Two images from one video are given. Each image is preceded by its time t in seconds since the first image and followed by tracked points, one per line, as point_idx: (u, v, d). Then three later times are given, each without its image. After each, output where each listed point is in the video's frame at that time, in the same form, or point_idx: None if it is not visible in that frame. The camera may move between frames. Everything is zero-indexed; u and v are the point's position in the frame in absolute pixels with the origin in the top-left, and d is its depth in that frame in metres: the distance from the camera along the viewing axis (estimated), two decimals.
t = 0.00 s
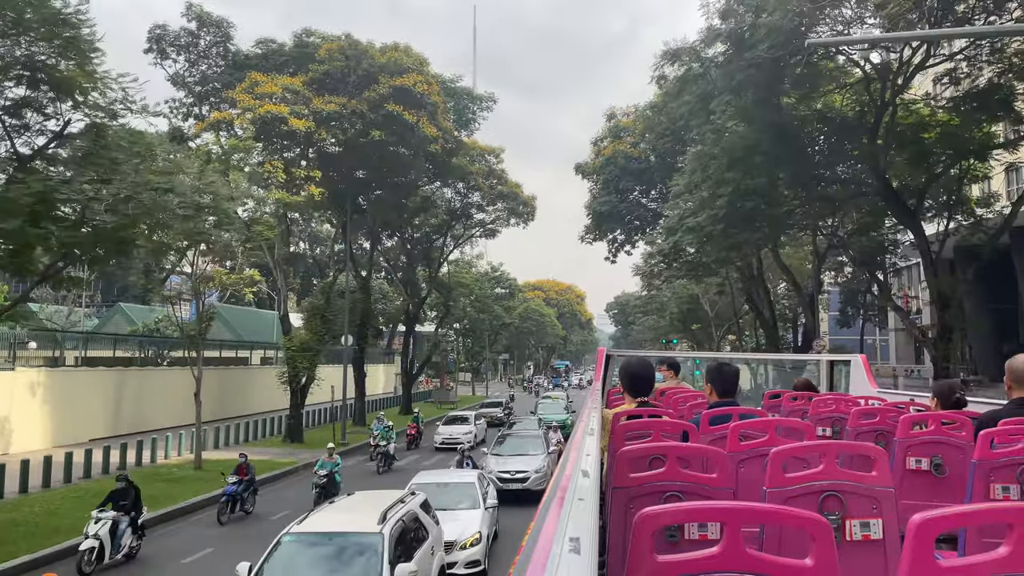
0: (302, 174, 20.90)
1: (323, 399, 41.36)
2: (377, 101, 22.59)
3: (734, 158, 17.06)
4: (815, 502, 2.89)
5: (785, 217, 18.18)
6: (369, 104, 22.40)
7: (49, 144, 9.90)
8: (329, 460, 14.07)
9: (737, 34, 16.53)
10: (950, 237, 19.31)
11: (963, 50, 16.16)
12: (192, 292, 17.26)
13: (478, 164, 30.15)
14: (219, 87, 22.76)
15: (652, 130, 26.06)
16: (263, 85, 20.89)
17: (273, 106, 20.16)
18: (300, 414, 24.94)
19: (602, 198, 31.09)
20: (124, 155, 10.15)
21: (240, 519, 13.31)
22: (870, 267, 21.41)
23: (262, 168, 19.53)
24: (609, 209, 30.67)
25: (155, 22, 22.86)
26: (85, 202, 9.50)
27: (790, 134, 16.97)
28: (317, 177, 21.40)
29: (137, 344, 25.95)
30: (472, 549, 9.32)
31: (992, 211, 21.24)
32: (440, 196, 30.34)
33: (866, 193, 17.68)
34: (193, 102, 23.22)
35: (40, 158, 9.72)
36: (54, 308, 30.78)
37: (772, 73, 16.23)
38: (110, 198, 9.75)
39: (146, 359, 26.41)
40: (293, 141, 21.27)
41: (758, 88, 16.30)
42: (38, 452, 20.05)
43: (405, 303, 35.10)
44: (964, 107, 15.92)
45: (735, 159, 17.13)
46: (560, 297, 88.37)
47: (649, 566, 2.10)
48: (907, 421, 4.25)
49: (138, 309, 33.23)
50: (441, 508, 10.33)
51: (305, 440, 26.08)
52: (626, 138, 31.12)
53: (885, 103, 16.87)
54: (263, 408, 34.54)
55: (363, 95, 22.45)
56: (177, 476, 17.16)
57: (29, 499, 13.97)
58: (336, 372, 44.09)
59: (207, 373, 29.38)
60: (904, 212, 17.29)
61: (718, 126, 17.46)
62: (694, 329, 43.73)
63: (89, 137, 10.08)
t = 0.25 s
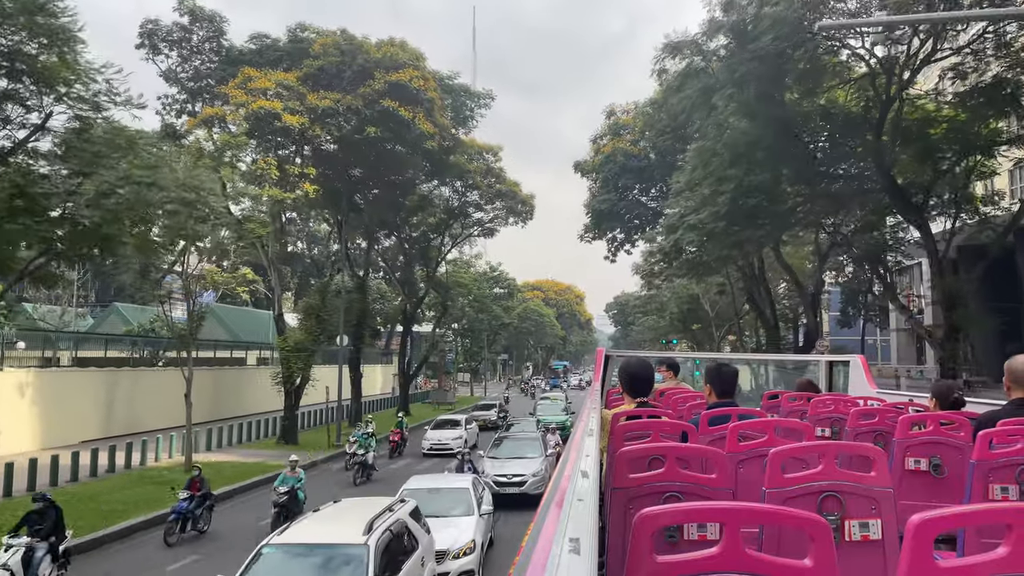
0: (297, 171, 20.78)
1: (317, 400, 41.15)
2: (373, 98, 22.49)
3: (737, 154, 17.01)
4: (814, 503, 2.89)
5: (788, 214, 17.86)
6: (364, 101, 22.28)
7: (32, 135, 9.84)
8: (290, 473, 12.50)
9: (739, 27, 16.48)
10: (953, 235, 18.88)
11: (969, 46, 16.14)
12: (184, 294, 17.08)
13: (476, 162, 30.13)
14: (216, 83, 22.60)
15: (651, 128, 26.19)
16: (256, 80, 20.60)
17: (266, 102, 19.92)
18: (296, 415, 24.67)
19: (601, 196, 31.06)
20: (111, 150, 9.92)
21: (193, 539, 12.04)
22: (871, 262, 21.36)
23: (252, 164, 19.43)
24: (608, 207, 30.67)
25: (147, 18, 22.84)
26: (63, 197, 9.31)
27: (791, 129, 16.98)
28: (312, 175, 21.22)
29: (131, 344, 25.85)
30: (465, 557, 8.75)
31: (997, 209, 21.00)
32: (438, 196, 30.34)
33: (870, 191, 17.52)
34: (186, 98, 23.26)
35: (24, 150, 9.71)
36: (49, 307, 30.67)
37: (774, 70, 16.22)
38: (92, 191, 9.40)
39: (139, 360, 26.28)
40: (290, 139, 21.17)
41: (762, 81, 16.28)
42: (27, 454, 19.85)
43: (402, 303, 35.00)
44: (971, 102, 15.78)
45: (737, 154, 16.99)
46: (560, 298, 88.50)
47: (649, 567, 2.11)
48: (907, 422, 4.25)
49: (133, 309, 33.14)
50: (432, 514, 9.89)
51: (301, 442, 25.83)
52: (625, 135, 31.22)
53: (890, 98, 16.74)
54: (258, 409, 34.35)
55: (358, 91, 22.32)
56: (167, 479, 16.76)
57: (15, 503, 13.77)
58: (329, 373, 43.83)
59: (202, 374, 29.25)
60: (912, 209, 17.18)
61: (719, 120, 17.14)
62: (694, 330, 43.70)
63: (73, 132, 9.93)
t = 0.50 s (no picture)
0: (291, 167, 20.77)
1: (312, 400, 40.90)
2: (368, 92, 22.18)
3: (740, 148, 16.71)
4: (813, 502, 2.90)
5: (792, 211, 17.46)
6: (360, 95, 22.04)
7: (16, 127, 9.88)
8: (239, 490, 10.67)
9: (741, 18, 16.28)
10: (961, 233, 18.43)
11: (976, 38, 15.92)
12: (175, 292, 16.87)
13: (475, 159, 30.11)
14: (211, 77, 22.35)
15: (649, 123, 26.24)
16: (250, 74, 20.63)
17: (259, 97, 19.90)
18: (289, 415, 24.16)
19: (601, 193, 31.05)
20: (91, 142, 10.00)
21: (133, 562, 10.43)
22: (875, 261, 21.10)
23: (245, 161, 19.41)
24: (608, 205, 30.65)
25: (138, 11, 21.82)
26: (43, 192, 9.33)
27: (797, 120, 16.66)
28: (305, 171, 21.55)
29: (124, 343, 25.71)
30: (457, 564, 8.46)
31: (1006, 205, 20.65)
32: (435, 193, 30.25)
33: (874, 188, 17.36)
34: (179, 94, 22.65)
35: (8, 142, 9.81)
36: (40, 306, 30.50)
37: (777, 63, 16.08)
38: (71, 185, 9.43)
39: (131, 359, 26.14)
40: (286, 135, 21.11)
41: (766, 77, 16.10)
42: (14, 455, 19.65)
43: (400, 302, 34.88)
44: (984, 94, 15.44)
45: (740, 149, 16.67)
46: (559, 297, 88.45)
47: (648, 566, 2.11)
48: (906, 421, 4.25)
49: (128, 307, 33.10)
50: (425, 520, 9.53)
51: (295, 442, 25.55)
52: (625, 131, 31.17)
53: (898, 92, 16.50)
54: (251, 410, 34.19)
55: (353, 86, 22.01)
56: (155, 481, 16.29)
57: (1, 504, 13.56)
58: (324, 373, 43.58)
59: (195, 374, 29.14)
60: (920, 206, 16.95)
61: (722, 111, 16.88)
62: (694, 329, 43.69)
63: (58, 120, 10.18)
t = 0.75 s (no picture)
0: (285, 163, 20.67)
1: (308, 401, 40.68)
2: (363, 89, 22.25)
3: (742, 143, 16.28)
4: (813, 502, 2.90)
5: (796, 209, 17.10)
6: (353, 92, 21.91)
7: None
8: (171, 515, 9.04)
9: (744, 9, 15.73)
10: (972, 229, 17.83)
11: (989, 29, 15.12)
12: (168, 290, 16.67)
13: (473, 157, 30.11)
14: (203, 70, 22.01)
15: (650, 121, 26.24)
16: (242, 69, 19.89)
17: (253, 91, 19.20)
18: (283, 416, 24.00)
19: (600, 190, 31.08)
20: (72, 134, 9.79)
21: None
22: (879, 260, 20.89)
23: (239, 156, 19.15)
24: (608, 203, 30.67)
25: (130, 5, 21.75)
26: (23, 187, 9.10)
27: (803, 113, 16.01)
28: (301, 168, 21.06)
29: (118, 343, 25.58)
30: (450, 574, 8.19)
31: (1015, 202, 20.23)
32: (433, 191, 30.47)
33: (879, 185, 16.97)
34: (173, 90, 22.71)
35: None
36: (34, 305, 30.62)
37: (779, 59, 15.38)
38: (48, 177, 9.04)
39: (125, 359, 26.01)
40: (282, 133, 20.98)
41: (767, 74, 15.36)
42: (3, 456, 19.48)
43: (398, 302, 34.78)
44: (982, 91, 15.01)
45: (741, 144, 16.31)
46: (558, 297, 88.46)
47: (647, 566, 2.11)
48: (905, 422, 4.26)
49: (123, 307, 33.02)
50: (418, 527, 9.30)
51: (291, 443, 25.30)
52: (625, 129, 31.12)
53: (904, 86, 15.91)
54: (247, 411, 33.98)
55: (349, 82, 22.19)
56: (143, 485, 15.88)
57: None
58: (319, 373, 43.38)
59: (190, 374, 28.98)
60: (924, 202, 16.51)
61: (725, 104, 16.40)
62: (694, 329, 43.74)
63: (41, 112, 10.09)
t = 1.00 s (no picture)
0: (276, 161, 20.14)
1: (303, 401, 40.54)
2: (358, 84, 21.95)
3: (744, 139, 16.26)
4: (810, 503, 2.90)
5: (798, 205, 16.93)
6: (348, 87, 21.64)
7: None
8: (75, 549, 8.07)
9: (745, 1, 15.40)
10: (976, 227, 17.66)
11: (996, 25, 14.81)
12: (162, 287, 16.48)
13: (471, 155, 30.10)
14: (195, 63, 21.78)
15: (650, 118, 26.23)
16: (235, 63, 19.78)
17: (246, 87, 19.09)
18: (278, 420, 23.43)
19: (600, 188, 31.08)
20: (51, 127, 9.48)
21: None
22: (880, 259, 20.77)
23: (231, 153, 18.81)
24: (608, 201, 30.66)
25: None
26: (0, 184, 9.07)
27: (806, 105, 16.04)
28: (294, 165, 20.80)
29: (111, 343, 25.40)
30: None
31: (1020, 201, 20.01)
32: (431, 190, 30.43)
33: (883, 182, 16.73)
34: (166, 87, 22.41)
35: None
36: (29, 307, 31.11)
37: (783, 51, 15.06)
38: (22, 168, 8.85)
39: (117, 360, 25.82)
40: (277, 130, 20.89)
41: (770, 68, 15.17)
42: None
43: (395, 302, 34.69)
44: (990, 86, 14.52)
45: (744, 140, 16.24)
46: (557, 297, 88.47)
47: (644, 566, 2.11)
48: (903, 422, 4.25)
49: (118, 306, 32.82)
50: (410, 534, 9.02)
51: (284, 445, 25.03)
52: (624, 126, 31.11)
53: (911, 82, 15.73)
54: (241, 411, 33.80)
55: (344, 76, 21.75)
56: (133, 489, 15.58)
57: None
58: (314, 373, 43.23)
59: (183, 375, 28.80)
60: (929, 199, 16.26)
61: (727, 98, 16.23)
62: (693, 329, 43.73)
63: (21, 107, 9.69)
